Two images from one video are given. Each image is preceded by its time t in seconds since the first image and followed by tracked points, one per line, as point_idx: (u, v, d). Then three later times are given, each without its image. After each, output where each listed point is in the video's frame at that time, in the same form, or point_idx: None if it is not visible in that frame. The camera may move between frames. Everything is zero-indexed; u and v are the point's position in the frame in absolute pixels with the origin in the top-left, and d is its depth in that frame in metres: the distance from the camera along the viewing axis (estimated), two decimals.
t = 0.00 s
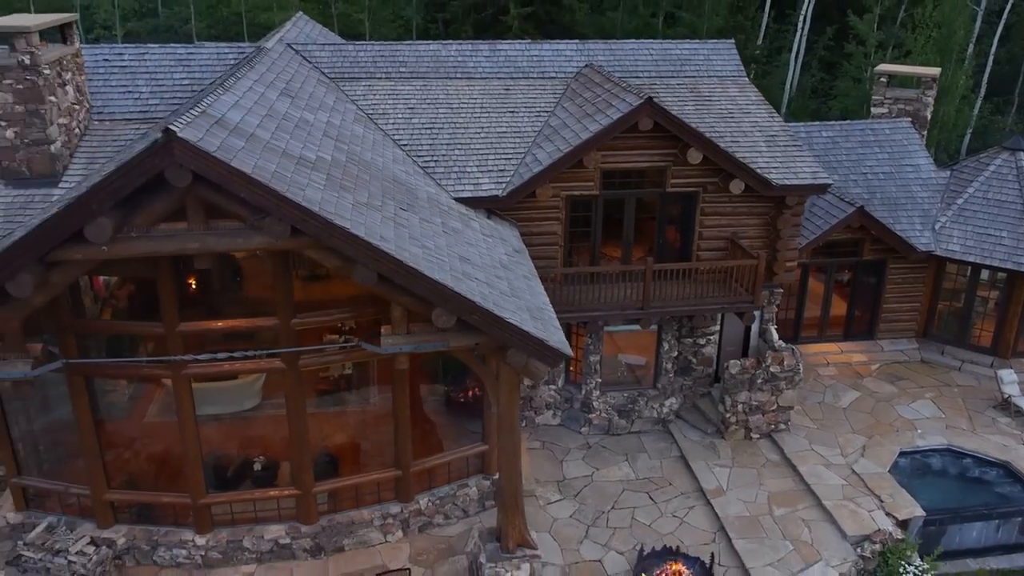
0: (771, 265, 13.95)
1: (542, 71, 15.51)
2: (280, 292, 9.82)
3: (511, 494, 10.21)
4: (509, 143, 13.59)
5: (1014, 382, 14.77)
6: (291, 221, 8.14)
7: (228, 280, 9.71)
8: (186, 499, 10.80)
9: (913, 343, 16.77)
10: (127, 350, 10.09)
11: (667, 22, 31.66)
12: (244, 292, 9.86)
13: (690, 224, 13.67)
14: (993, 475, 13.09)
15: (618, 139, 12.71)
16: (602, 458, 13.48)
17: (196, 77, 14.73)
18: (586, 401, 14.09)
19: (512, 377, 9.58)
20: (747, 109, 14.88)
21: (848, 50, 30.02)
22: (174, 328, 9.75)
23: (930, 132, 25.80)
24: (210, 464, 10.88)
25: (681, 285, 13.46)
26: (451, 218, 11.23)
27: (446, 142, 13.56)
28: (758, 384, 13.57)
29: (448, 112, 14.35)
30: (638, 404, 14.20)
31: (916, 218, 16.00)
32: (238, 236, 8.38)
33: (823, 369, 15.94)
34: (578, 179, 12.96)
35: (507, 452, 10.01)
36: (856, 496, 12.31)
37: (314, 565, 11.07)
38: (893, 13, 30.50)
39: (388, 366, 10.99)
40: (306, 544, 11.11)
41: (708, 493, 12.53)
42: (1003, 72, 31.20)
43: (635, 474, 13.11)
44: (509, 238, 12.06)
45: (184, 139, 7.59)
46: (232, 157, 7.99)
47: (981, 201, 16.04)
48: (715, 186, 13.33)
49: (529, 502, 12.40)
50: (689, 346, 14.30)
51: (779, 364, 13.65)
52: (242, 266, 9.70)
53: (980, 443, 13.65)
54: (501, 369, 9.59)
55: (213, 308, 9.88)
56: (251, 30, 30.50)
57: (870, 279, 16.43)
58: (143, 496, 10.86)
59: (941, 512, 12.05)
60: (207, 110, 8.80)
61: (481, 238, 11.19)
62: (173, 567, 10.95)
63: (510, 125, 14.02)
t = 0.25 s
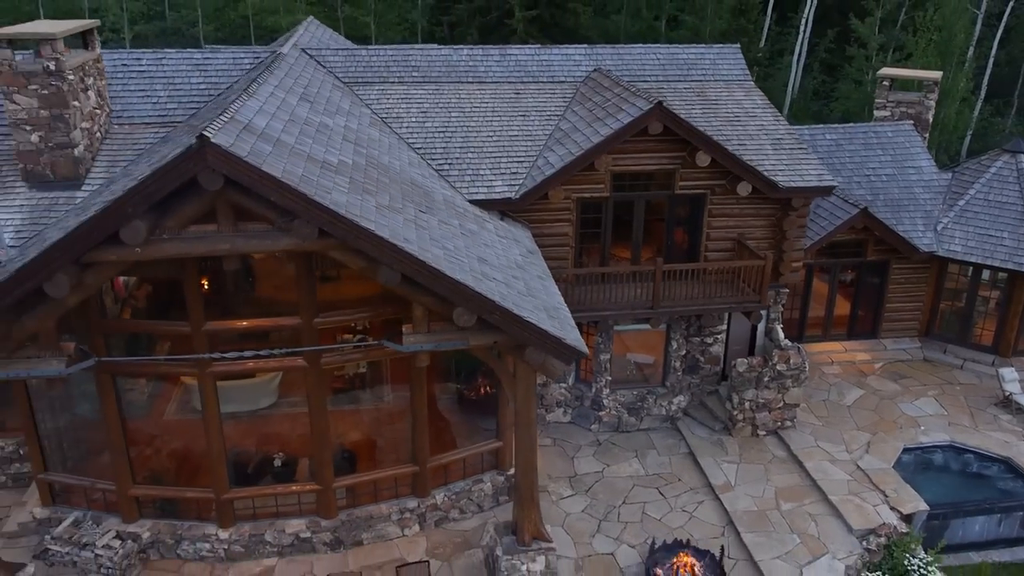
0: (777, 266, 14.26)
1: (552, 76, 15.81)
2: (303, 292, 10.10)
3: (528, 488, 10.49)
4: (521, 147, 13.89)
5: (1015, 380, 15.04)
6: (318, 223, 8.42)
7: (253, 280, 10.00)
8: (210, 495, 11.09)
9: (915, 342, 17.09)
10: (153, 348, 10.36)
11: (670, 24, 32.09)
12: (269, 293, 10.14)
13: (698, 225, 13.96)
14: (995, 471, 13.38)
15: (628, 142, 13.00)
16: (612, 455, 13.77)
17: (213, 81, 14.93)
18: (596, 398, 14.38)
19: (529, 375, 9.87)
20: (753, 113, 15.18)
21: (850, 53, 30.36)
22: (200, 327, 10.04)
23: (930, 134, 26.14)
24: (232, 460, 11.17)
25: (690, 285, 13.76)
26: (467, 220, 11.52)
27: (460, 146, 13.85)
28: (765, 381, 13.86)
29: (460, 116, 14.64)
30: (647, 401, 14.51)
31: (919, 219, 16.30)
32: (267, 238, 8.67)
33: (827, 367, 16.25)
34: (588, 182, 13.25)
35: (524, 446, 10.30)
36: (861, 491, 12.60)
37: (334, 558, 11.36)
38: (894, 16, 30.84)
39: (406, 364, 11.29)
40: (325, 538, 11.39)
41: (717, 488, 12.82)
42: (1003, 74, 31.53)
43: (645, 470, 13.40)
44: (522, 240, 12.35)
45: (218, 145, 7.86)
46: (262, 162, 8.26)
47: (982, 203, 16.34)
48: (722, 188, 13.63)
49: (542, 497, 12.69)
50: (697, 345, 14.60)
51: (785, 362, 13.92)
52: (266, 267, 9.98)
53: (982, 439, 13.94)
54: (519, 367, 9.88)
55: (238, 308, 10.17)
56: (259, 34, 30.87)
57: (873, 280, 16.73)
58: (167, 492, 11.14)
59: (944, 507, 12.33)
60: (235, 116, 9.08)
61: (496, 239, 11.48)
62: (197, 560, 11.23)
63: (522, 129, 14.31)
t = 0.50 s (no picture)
0: (783, 266, 14.57)
1: (561, 80, 16.11)
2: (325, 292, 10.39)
3: (543, 483, 10.79)
4: (532, 150, 14.20)
5: (1016, 378, 15.33)
6: (345, 225, 8.72)
7: (276, 280, 10.30)
8: (233, 490, 11.39)
9: (917, 341, 17.40)
10: (178, 347, 10.64)
11: (673, 27, 32.44)
12: (291, 293, 10.43)
13: (705, 226, 14.26)
14: (996, 466, 13.69)
15: (638, 145, 13.30)
16: (622, 451, 14.07)
17: (229, 86, 15.20)
18: (606, 396, 14.68)
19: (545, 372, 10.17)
20: (758, 116, 15.48)
21: (851, 56, 30.70)
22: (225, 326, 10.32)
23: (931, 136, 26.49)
24: (254, 456, 11.46)
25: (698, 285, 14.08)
26: (482, 221, 11.82)
27: (472, 149, 14.15)
28: (772, 379, 14.15)
29: (472, 119, 14.94)
30: (656, 399, 14.84)
31: (921, 221, 16.62)
32: (294, 239, 8.97)
33: (831, 366, 16.56)
34: (599, 184, 13.55)
35: (539, 442, 10.60)
36: (866, 486, 12.91)
37: (353, 551, 11.65)
38: (895, 19, 31.19)
39: (423, 362, 11.59)
40: (345, 532, 11.69)
41: (725, 484, 13.12)
42: (1003, 76, 31.88)
43: (654, 466, 13.70)
44: (535, 241, 12.65)
45: (249, 150, 8.16)
46: (291, 167, 8.56)
47: (983, 204, 16.66)
48: (730, 191, 13.93)
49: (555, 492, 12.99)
50: (704, 344, 14.90)
51: (791, 360, 14.15)
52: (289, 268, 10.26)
53: (983, 436, 14.25)
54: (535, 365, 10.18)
55: (262, 308, 10.46)
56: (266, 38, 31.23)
57: (875, 280, 17.03)
58: (191, 487, 11.43)
59: (947, 501, 12.63)
60: (261, 121, 9.37)
61: (510, 240, 11.78)
62: (219, 553, 11.52)
63: (533, 132, 14.62)
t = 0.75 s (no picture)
0: (788, 266, 14.89)
1: (570, 83, 16.44)
2: (347, 292, 10.71)
3: (558, 478, 11.10)
4: (543, 153, 14.52)
5: (1016, 375, 15.65)
6: (370, 226, 9.03)
7: (300, 280, 10.61)
8: (255, 485, 11.71)
9: (919, 340, 17.73)
10: (203, 345, 10.95)
11: (676, 30, 32.64)
12: (312, 292, 10.74)
13: (713, 227, 14.58)
14: (997, 462, 14.01)
15: (647, 148, 13.62)
16: (631, 447, 14.39)
17: (245, 90, 15.52)
18: (615, 393, 15.00)
19: (560, 370, 10.49)
20: (764, 119, 15.80)
21: (852, 58, 31.04)
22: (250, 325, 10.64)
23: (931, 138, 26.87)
24: (275, 451, 11.76)
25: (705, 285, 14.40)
26: (497, 222, 12.13)
27: (485, 152, 14.47)
28: (778, 377, 14.47)
29: (484, 123, 15.25)
30: (664, 396, 15.16)
31: (923, 222, 16.95)
32: (320, 241, 9.28)
33: (835, 364, 16.89)
34: (609, 187, 13.88)
35: (555, 437, 10.94)
36: (871, 481, 13.23)
37: (372, 544, 11.96)
38: (896, 22, 31.56)
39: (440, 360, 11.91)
40: (363, 525, 12.00)
41: (732, 479, 13.44)
42: (1003, 78, 32.24)
43: (663, 462, 14.01)
44: (548, 242, 12.97)
45: (279, 154, 8.46)
46: (318, 171, 8.87)
47: (984, 205, 17.00)
48: (737, 193, 14.25)
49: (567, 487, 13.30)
50: (711, 343, 15.21)
51: (797, 358, 14.50)
52: (311, 269, 10.58)
53: (985, 432, 14.57)
54: (551, 363, 10.49)
55: (285, 307, 10.77)
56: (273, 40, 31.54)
57: (878, 280, 17.35)
58: (213, 482, 11.73)
59: (950, 496, 12.95)
60: (287, 126, 9.68)
61: (524, 241, 12.10)
62: (241, 546, 11.83)
63: (543, 136, 14.94)
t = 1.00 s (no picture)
0: (794, 266, 15.22)
1: (579, 87, 16.77)
2: (368, 291, 11.04)
3: (572, 472, 11.42)
4: (555, 155, 14.85)
5: (1017, 373, 15.97)
6: (393, 228, 9.36)
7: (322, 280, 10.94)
8: (276, 479, 12.03)
9: (922, 339, 18.06)
10: (227, 343, 11.26)
11: (679, 32, 32.90)
12: (333, 292, 11.06)
13: (720, 228, 14.90)
14: (998, 458, 14.33)
15: (656, 151, 13.94)
16: (640, 443, 14.72)
17: (262, 94, 15.86)
18: (624, 391, 15.32)
19: (575, 367, 10.82)
20: (770, 122, 16.11)
21: (853, 61, 31.38)
22: (273, 323, 10.97)
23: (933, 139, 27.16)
24: (296, 446, 12.09)
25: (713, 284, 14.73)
26: (511, 223, 12.45)
27: (497, 154, 14.80)
28: (784, 374, 14.79)
29: (495, 126, 15.58)
30: (672, 394, 15.47)
31: (925, 223, 17.27)
32: (345, 242, 9.60)
33: (839, 362, 17.22)
34: (619, 188, 14.20)
35: (569, 431, 11.27)
36: (875, 476, 13.55)
37: (390, 537, 12.29)
38: (897, 24, 31.91)
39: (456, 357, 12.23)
40: (381, 518, 12.33)
41: (740, 474, 13.76)
42: (1004, 79, 32.57)
43: (672, 457, 14.33)
44: (560, 242, 13.29)
45: (307, 158, 8.79)
46: (344, 174, 9.20)
47: (985, 206, 17.32)
48: (743, 195, 14.58)
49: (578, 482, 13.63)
50: (718, 341, 15.54)
51: (802, 357, 14.89)
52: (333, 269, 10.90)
53: (986, 428, 14.89)
54: (566, 360, 10.82)
55: (307, 306, 11.10)
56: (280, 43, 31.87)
57: (881, 280, 17.67)
58: (235, 476, 12.05)
59: (952, 490, 13.27)
60: (311, 130, 10.00)
61: (538, 242, 12.42)
62: (263, 539, 12.16)
63: (554, 139, 15.28)
